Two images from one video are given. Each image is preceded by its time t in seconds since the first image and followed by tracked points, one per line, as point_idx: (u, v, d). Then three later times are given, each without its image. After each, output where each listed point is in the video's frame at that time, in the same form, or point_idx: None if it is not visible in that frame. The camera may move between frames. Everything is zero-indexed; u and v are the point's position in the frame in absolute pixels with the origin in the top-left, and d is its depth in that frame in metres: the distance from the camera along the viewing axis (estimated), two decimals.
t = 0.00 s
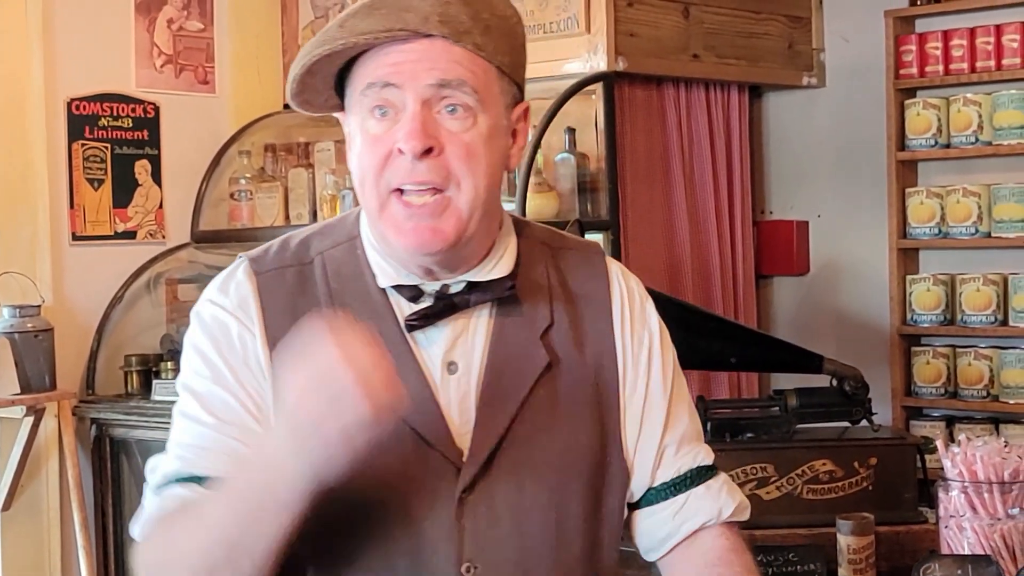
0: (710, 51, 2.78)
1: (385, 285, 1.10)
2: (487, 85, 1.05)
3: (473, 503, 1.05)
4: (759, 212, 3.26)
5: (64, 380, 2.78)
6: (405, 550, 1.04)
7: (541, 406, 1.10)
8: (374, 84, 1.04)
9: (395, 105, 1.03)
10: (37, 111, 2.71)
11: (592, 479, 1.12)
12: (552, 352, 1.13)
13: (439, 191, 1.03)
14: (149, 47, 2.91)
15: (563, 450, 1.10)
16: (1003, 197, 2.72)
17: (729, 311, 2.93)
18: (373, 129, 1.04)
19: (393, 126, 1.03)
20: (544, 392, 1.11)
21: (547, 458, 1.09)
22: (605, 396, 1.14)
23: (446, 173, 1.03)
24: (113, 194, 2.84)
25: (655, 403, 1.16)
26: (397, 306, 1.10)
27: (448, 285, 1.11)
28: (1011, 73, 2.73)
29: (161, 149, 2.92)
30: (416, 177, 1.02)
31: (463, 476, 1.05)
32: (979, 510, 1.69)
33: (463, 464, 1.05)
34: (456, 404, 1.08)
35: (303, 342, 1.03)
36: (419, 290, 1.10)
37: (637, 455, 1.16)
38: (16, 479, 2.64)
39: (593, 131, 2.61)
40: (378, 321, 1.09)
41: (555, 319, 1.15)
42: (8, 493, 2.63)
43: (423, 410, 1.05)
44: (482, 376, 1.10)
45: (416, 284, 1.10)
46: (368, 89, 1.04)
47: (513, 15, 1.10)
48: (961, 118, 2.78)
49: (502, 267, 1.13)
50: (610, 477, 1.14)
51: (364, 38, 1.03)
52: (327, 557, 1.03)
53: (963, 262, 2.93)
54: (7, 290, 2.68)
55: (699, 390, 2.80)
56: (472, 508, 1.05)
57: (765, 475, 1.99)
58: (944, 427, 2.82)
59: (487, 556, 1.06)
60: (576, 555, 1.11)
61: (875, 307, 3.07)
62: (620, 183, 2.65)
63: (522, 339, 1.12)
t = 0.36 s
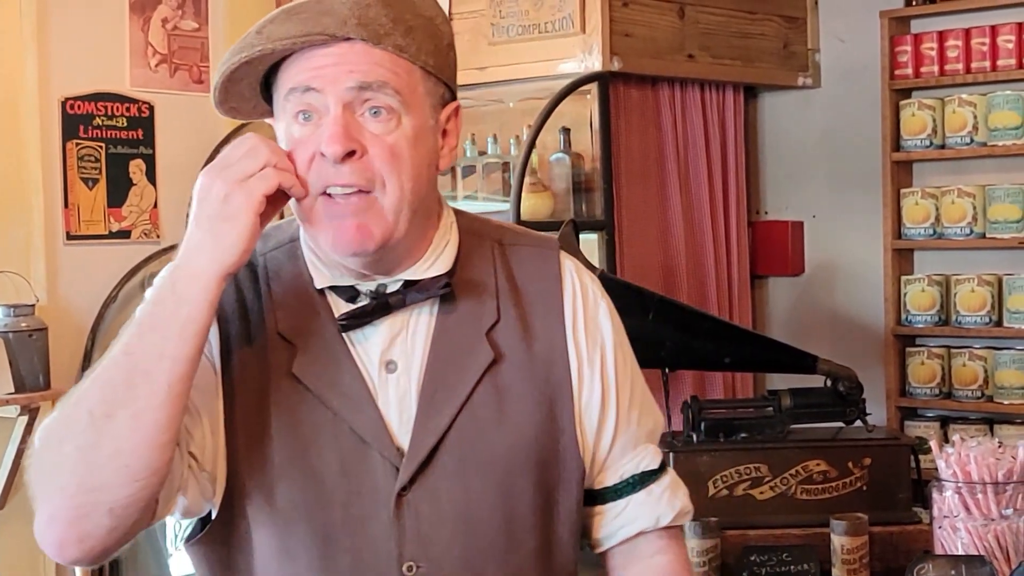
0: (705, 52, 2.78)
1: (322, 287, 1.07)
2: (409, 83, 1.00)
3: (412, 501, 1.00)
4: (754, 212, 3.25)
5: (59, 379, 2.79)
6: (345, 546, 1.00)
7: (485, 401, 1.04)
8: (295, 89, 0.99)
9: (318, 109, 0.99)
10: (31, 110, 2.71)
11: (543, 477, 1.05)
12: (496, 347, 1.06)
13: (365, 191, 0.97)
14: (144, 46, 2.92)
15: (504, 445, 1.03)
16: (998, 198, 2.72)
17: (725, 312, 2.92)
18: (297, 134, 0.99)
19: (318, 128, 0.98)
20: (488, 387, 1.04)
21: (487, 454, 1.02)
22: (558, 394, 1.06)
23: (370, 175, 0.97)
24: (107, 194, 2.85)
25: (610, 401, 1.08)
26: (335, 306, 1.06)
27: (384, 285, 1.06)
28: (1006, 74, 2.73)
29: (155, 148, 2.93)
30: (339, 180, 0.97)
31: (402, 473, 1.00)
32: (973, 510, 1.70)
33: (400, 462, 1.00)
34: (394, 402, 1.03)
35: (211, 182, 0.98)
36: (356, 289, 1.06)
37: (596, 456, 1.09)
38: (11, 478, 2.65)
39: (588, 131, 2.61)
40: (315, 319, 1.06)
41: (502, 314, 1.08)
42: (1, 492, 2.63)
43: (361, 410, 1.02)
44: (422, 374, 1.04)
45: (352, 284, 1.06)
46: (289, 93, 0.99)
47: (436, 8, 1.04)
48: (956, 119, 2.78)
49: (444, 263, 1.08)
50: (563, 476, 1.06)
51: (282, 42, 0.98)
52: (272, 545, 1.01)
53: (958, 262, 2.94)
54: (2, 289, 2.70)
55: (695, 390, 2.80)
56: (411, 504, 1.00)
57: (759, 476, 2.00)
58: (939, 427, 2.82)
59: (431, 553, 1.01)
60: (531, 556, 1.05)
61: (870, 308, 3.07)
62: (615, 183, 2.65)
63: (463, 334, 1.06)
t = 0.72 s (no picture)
0: (700, 55, 2.78)
1: (309, 262, 1.17)
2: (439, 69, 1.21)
3: (415, 458, 1.10)
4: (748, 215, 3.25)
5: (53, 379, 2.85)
6: (354, 509, 1.08)
7: (467, 361, 1.17)
8: (386, 63, 1.14)
9: (401, 83, 1.15)
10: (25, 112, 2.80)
11: (523, 429, 1.18)
12: (469, 311, 1.20)
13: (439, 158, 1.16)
14: (138, 48, 2.99)
15: (489, 399, 1.16)
16: (991, 202, 2.73)
17: (719, 314, 2.93)
18: (375, 103, 1.13)
19: (396, 100, 1.14)
20: (467, 349, 1.17)
21: (475, 408, 1.15)
22: (531, 348, 1.21)
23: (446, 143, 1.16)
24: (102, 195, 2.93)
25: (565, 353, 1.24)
26: (322, 280, 1.17)
27: (370, 256, 1.19)
28: (1000, 78, 2.74)
29: (150, 149, 3.01)
30: (433, 144, 1.14)
31: (404, 432, 1.10)
32: (966, 512, 1.72)
33: (401, 423, 1.10)
34: (389, 365, 1.13)
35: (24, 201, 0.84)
36: (345, 263, 1.17)
37: (561, 406, 1.24)
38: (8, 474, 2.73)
39: (583, 133, 2.62)
40: (302, 298, 1.14)
41: (469, 284, 1.23)
42: None
43: (355, 373, 1.11)
44: (407, 339, 1.16)
45: (340, 257, 1.17)
46: (371, 67, 1.13)
47: None
48: (950, 122, 2.79)
49: (417, 237, 1.22)
50: (542, 427, 1.20)
51: (383, 19, 1.12)
52: (275, 520, 1.06)
53: (952, 265, 2.95)
54: None
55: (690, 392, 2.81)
56: (413, 462, 1.10)
57: (753, 478, 2.01)
58: (932, 429, 2.84)
59: (434, 503, 1.10)
60: (514, 505, 1.16)
61: (864, 311, 3.08)
62: (610, 186, 2.65)
63: (441, 302, 1.20)
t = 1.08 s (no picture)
0: (697, 56, 2.79)
1: (312, 259, 1.27)
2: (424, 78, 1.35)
3: (425, 431, 1.23)
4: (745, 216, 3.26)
5: (51, 379, 2.87)
6: (378, 484, 1.19)
7: (457, 345, 1.30)
8: (403, 73, 1.27)
9: (410, 91, 1.28)
10: (24, 114, 2.81)
11: (507, 405, 1.31)
12: (451, 300, 1.34)
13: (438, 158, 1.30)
14: (137, 49, 3.00)
15: (478, 378, 1.29)
16: (988, 203, 2.74)
17: (716, 315, 2.93)
18: (394, 108, 1.26)
19: (409, 106, 1.27)
20: (453, 334, 1.31)
21: (468, 386, 1.28)
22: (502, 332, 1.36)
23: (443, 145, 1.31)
24: (100, 196, 2.93)
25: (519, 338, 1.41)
26: (327, 275, 1.28)
27: (367, 248, 1.31)
28: (997, 79, 2.74)
29: (148, 150, 3.02)
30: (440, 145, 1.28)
31: (414, 406, 1.22)
32: (963, 513, 1.74)
33: (408, 400, 1.23)
34: (393, 349, 1.26)
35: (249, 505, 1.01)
36: (347, 257, 1.29)
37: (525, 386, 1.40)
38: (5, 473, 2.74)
39: (580, 133, 2.62)
40: (311, 291, 1.24)
41: (447, 278, 1.37)
42: None
43: (364, 357, 1.22)
44: (405, 324, 1.28)
45: (343, 252, 1.29)
46: (391, 76, 1.26)
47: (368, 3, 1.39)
48: (947, 124, 2.80)
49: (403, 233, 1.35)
50: (518, 403, 1.34)
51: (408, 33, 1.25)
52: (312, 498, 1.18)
53: (948, 266, 2.95)
54: None
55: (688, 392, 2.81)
56: (424, 434, 1.22)
57: (750, 479, 2.02)
58: (929, 430, 2.84)
59: (444, 472, 1.23)
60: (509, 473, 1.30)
61: (861, 311, 3.08)
62: (607, 187, 2.65)
63: (427, 292, 1.33)
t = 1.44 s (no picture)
0: (696, 57, 2.79)
1: (311, 256, 1.42)
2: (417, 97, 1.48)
3: (406, 417, 1.38)
4: (744, 217, 3.26)
5: (51, 379, 2.87)
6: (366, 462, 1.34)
7: (435, 341, 1.47)
8: (402, 92, 1.40)
9: (408, 108, 1.41)
10: (23, 114, 2.81)
11: (473, 401, 1.49)
12: (429, 302, 1.51)
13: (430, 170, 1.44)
14: (136, 50, 3.00)
15: (453, 370, 1.47)
16: (986, 204, 2.75)
17: (715, 315, 2.94)
18: (395, 123, 1.39)
19: (407, 121, 1.41)
20: (430, 332, 1.48)
21: (445, 376, 1.46)
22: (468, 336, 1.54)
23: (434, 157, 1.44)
24: (99, 196, 2.94)
25: (478, 343, 1.59)
26: (324, 271, 1.42)
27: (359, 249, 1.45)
28: (996, 80, 2.75)
29: (147, 151, 3.02)
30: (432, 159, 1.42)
31: (396, 394, 1.38)
32: (962, 513, 1.83)
33: (393, 388, 1.38)
34: (380, 343, 1.42)
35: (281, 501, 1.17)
36: (343, 255, 1.43)
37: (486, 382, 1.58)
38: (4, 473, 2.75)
39: (580, 134, 2.62)
40: (309, 286, 1.39)
41: (423, 283, 1.53)
42: None
43: (356, 346, 1.37)
44: (390, 321, 1.44)
45: (339, 250, 1.43)
46: (392, 93, 1.39)
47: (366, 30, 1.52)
48: (946, 125, 2.80)
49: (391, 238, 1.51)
50: (483, 397, 1.52)
51: (409, 56, 1.39)
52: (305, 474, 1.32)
53: (947, 267, 2.95)
54: None
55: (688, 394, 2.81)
56: (405, 420, 1.38)
57: (749, 479, 2.02)
58: (927, 431, 2.85)
59: (423, 454, 1.40)
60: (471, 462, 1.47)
61: (859, 312, 3.08)
62: (606, 188, 2.66)
63: (409, 293, 1.49)
